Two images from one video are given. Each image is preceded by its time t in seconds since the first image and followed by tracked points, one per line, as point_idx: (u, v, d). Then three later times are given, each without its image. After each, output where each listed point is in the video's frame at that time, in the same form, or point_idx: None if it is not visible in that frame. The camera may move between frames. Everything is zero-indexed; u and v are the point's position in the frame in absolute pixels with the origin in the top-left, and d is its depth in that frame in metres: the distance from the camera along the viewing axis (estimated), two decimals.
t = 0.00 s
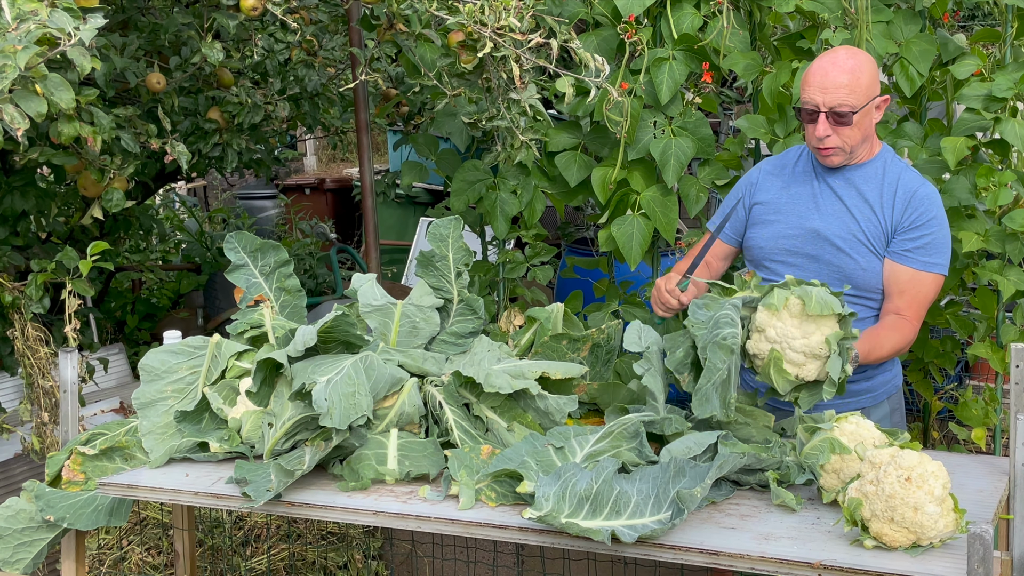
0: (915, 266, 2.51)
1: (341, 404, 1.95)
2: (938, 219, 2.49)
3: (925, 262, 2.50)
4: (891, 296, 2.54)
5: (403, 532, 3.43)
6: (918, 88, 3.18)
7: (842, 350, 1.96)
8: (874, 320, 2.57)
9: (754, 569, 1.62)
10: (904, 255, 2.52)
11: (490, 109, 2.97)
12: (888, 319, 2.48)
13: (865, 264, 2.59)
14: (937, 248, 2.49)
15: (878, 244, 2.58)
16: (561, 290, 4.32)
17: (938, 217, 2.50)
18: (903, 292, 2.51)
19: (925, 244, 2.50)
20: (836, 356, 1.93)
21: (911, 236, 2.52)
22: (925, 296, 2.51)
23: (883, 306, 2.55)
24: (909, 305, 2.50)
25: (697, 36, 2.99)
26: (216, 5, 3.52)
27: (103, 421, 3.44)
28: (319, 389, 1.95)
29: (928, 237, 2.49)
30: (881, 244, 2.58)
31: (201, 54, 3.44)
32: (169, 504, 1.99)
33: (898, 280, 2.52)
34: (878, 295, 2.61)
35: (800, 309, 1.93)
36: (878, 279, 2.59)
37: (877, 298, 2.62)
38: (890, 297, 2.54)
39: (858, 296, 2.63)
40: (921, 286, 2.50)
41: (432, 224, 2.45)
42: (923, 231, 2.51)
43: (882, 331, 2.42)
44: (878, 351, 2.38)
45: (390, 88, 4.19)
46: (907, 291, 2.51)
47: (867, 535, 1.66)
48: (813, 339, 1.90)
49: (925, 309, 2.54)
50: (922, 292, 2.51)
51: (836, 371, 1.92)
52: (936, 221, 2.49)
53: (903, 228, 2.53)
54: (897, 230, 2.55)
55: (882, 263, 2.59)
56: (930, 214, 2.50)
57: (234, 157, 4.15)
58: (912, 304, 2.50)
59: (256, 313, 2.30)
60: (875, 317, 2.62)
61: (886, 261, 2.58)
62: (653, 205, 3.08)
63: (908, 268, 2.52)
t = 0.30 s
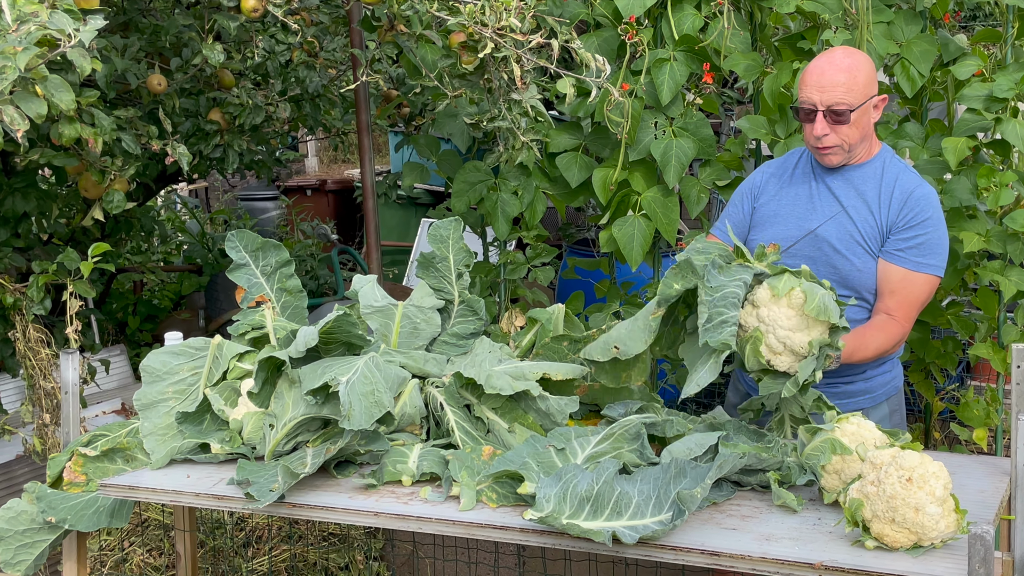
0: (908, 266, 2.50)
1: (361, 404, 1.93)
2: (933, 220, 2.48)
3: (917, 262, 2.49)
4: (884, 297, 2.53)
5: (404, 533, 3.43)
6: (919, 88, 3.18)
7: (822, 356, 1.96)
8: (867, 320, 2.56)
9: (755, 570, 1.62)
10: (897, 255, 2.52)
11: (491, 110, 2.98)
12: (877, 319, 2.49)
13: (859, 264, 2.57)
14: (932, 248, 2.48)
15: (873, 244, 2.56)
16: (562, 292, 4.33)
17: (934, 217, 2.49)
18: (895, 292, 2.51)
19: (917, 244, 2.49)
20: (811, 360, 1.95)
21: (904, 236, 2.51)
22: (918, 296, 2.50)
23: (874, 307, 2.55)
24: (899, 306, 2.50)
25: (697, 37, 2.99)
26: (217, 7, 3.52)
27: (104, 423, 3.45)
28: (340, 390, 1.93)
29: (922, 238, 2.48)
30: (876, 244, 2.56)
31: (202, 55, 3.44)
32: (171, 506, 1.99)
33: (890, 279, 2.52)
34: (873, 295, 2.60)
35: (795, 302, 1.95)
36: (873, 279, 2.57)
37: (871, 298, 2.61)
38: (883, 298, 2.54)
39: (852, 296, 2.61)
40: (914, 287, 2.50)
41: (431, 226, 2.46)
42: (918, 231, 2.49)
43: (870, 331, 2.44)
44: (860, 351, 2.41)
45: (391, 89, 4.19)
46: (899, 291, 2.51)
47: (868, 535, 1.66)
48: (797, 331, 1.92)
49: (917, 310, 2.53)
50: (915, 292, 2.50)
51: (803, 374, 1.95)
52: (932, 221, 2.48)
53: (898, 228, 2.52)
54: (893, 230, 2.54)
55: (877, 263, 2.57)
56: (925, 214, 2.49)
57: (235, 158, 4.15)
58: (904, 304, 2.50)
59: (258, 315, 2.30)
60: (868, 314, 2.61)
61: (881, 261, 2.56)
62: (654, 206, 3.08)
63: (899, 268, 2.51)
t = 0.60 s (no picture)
0: (909, 266, 2.50)
1: (361, 405, 1.94)
2: (936, 221, 2.47)
3: (919, 262, 2.49)
4: (883, 297, 2.53)
5: (405, 534, 3.43)
6: (920, 90, 3.19)
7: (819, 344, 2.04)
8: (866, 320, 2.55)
9: (756, 572, 1.62)
10: (899, 256, 2.51)
11: (493, 111, 2.98)
12: (876, 318, 2.47)
13: (862, 265, 2.58)
14: (934, 249, 2.48)
15: (875, 244, 2.57)
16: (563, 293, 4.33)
17: (937, 218, 2.48)
18: (895, 292, 2.50)
19: (919, 244, 2.49)
20: (809, 344, 2.03)
21: (906, 237, 2.51)
22: (918, 297, 2.49)
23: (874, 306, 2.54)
24: (899, 306, 2.48)
25: (698, 38, 2.99)
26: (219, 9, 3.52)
27: (104, 425, 3.45)
28: (339, 391, 1.94)
29: (924, 238, 2.48)
30: (879, 244, 2.57)
31: (203, 57, 3.43)
32: (172, 508, 1.99)
33: (891, 279, 2.51)
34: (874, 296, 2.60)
35: (803, 284, 2.02)
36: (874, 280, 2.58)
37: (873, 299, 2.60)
38: (883, 298, 2.53)
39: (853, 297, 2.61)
40: (915, 288, 2.49)
41: (433, 227, 2.46)
42: (921, 232, 2.49)
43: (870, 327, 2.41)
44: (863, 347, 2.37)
45: (392, 91, 4.19)
46: (899, 291, 2.50)
47: (870, 537, 1.66)
48: (799, 311, 1.99)
49: (917, 311, 2.51)
50: (916, 293, 2.49)
51: (796, 355, 2.04)
52: (934, 222, 2.48)
53: (900, 228, 2.53)
54: (895, 230, 2.54)
55: (880, 264, 2.57)
56: (928, 215, 2.49)
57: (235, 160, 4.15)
58: (903, 305, 2.48)
59: (259, 316, 2.30)
60: (870, 315, 2.60)
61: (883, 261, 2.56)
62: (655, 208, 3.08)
63: (901, 268, 2.51)
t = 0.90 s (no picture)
0: (906, 267, 2.48)
1: (364, 406, 1.94)
2: (934, 221, 2.46)
3: (916, 263, 2.48)
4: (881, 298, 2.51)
5: (407, 536, 3.43)
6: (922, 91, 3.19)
7: (828, 331, 1.97)
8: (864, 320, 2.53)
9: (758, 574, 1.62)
10: (897, 256, 2.50)
11: (494, 113, 2.98)
12: (873, 318, 2.44)
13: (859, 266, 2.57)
14: (932, 250, 2.46)
15: (873, 245, 2.56)
16: (564, 294, 4.33)
17: (935, 218, 2.48)
18: (892, 293, 2.48)
19: (917, 245, 2.48)
20: (818, 326, 1.96)
21: (903, 237, 2.50)
22: (916, 298, 2.46)
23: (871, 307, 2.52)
24: (897, 306, 2.46)
25: (700, 40, 2.99)
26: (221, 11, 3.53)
27: (107, 426, 3.45)
28: (342, 392, 1.94)
29: (922, 239, 2.47)
30: (877, 246, 2.56)
31: (205, 58, 3.44)
32: (174, 509, 1.99)
33: (888, 280, 2.50)
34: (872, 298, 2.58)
35: (828, 266, 1.98)
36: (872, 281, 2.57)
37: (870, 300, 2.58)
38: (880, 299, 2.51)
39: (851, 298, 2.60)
40: (913, 288, 2.47)
41: (436, 228, 2.46)
42: (918, 232, 2.48)
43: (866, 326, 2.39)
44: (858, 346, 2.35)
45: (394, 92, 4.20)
46: (896, 292, 2.48)
47: (872, 539, 1.66)
48: (816, 289, 1.94)
49: (914, 312, 2.49)
50: (914, 294, 2.46)
51: (805, 332, 1.96)
52: (932, 223, 2.47)
53: (898, 229, 2.51)
54: (893, 231, 2.53)
55: (877, 266, 2.56)
56: (926, 215, 2.48)
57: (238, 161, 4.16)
58: (901, 305, 2.46)
59: (260, 318, 2.31)
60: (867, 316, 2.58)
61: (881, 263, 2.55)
62: (656, 209, 3.09)
63: (898, 269, 2.49)
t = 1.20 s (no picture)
0: (901, 266, 2.46)
1: (364, 407, 1.93)
2: (929, 220, 2.45)
3: (911, 262, 2.46)
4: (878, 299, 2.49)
5: (408, 537, 3.43)
6: (923, 92, 3.19)
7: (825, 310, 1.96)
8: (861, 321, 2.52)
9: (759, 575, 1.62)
10: (892, 256, 2.49)
11: (495, 114, 2.98)
12: (869, 317, 2.43)
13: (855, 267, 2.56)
14: (927, 249, 2.45)
15: (869, 246, 2.56)
16: (566, 295, 4.33)
17: (929, 218, 2.46)
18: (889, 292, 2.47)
19: (912, 244, 2.46)
20: (814, 301, 1.94)
21: (898, 237, 2.49)
22: (912, 297, 2.45)
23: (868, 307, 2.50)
24: (892, 306, 2.44)
25: (701, 41, 2.99)
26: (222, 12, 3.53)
27: (108, 427, 3.46)
28: (343, 393, 1.94)
29: (917, 238, 2.46)
30: (874, 247, 2.55)
31: (207, 59, 3.44)
32: (175, 510, 1.99)
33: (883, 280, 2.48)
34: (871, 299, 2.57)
35: (830, 245, 1.98)
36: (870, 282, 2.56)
37: (868, 300, 2.57)
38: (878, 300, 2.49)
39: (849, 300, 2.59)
40: (909, 288, 2.45)
41: (437, 229, 2.47)
42: (913, 232, 2.47)
43: (860, 326, 2.38)
44: (851, 346, 2.34)
45: (395, 93, 4.21)
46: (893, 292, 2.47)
47: (872, 541, 1.66)
48: (815, 263, 1.94)
49: (910, 311, 2.47)
50: (910, 293, 2.45)
51: (801, 301, 1.94)
52: (927, 222, 2.46)
53: (893, 229, 2.51)
54: (888, 230, 2.52)
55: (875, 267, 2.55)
56: (920, 215, 2.47)
57: (239, 162, 4.16)
58: (898, 304, 2.44)
59: (262, 319, 2.31)
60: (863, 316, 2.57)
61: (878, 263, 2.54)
62: (657, 210, 3.09)
63: (893, 268, 2.47)
